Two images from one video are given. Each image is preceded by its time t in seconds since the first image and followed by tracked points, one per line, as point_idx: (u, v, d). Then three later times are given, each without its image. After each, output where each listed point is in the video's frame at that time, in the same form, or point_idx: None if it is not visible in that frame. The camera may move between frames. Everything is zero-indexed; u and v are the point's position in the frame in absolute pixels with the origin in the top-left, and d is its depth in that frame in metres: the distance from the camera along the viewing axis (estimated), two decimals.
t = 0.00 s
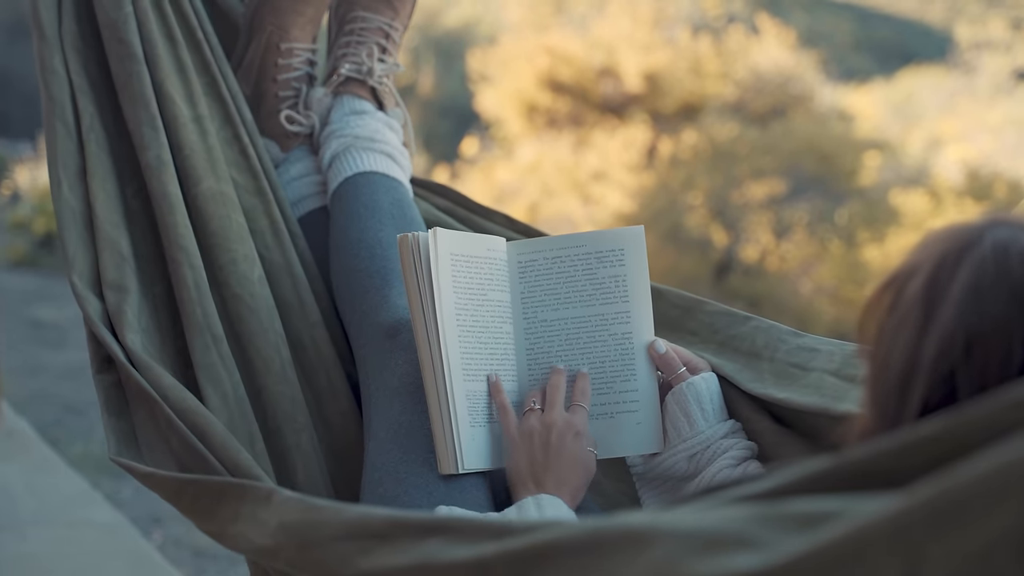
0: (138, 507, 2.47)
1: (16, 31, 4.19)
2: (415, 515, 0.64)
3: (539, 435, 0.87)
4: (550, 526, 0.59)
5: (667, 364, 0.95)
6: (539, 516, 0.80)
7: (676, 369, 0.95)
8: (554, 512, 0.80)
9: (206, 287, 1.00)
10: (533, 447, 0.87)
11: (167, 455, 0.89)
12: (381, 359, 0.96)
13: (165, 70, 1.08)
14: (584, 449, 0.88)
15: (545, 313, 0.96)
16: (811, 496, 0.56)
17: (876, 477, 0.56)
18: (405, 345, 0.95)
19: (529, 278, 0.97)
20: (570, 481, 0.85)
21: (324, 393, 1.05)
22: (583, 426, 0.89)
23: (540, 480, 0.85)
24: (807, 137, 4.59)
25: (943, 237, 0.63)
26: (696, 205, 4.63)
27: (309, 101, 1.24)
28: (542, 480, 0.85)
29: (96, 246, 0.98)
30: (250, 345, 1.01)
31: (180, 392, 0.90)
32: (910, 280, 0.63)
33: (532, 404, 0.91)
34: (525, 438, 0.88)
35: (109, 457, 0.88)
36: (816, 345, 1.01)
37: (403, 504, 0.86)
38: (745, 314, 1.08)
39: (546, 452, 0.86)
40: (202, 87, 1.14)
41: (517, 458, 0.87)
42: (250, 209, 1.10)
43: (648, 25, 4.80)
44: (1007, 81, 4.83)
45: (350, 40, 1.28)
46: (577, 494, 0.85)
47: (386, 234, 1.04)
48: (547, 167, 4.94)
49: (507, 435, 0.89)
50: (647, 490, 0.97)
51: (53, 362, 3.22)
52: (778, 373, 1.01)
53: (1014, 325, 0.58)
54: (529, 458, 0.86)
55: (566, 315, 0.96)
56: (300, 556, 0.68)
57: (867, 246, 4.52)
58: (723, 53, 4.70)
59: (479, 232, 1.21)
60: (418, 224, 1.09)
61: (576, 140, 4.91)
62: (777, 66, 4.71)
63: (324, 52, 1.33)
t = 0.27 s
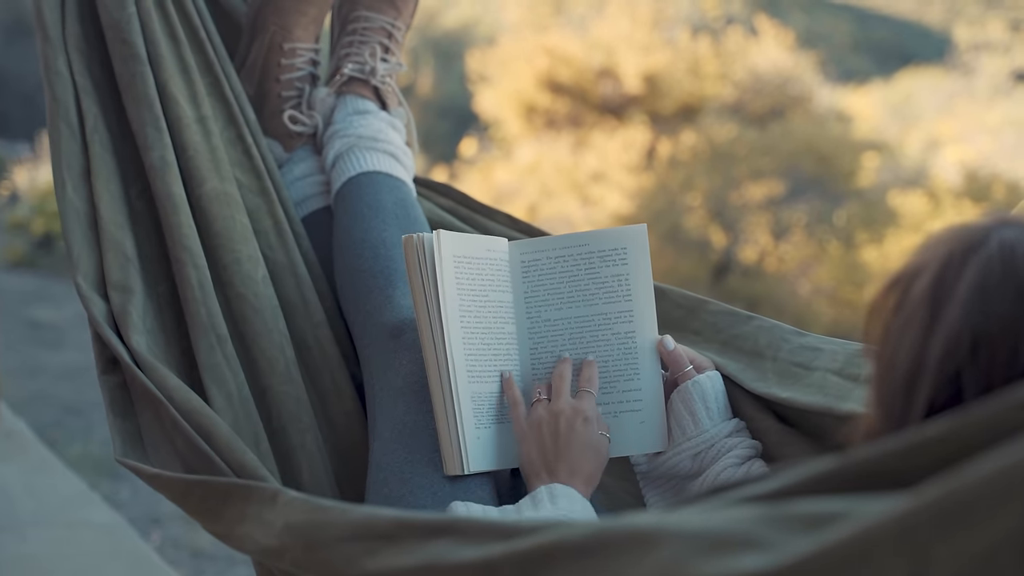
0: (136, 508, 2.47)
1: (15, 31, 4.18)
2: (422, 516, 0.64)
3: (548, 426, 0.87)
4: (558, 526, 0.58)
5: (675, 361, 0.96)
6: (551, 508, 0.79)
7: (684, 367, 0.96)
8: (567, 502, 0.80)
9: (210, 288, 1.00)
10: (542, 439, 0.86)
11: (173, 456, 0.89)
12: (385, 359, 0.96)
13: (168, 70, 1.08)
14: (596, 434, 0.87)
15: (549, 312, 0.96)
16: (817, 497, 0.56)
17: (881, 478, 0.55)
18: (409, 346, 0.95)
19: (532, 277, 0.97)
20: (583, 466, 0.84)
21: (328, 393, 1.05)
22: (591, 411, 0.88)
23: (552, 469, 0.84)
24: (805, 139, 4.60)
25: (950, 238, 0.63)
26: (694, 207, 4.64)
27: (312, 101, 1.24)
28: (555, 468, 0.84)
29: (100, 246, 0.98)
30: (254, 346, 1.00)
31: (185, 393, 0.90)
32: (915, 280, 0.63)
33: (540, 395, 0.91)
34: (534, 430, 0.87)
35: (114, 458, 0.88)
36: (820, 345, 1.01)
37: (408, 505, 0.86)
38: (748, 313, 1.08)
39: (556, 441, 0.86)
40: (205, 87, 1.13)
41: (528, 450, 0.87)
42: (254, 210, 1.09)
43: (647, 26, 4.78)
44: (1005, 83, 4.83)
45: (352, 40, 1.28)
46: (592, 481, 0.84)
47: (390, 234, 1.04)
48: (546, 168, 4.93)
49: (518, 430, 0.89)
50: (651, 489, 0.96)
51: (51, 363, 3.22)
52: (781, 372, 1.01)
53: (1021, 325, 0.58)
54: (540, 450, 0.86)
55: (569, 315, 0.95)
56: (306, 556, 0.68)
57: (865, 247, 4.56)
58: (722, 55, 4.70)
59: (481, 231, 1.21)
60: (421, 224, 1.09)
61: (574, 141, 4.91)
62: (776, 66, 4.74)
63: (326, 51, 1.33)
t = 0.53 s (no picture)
0: (136, 508, 2.47)
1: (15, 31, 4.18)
2: (424, 515, 0.64)
3: (552, 416, 0.87)
4: (561, 526, 0.58)
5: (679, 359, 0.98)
6: (560, 498, 0.79)
7: (685, 364, 0.97)
8: (576, 491, 0.80)
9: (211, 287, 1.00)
10: (548, 430, 0.87)
11: (175, 455, 0.89)
12: (387, 358, 0.96)
13: (169, 70, 1.08)
14: (602, 417, 0.87)
15: (551, 312, 0.96)
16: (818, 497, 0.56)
17: (883, 476, 0.56)
18: (411, 344, 0.95)
19: (534, 276, 0.97)
20: (591, 451, 0.84)
21: (330, 392, 1.05)
22: (594, 397, 0.88)
23: (560, 458, 0.84)
24: (804, 139, 4.61)
25: (953, 236, 0.63)
26: (693, 206, 4.65)
27: (313, 101, 1.23)
28: (564, 459, 0.84)
29: (101, 246, 0.98)
30: (256, 345, 1.00)
31: (187, 393, 0.90)
32: (918, 279, 0.63)
33: (541, 387, 0.91)
34: (539, 422, 0.87)
35: (117, 457, 0.87)
36: (821, 343, 1.01)
37: (410, 504, 0.86)
38: (750, 312, 1.08)
39: (562, 431, 0.86)
40: (206, 87, 1.14)
41: (535, 442, 0.87)
42: (255, 209, 1.09)
43: (647, 26, 4.80)
44: (1004, 82, 4.83)
45: (353, 40, 1.28)
46: (604, 466, 0.84)
47: (392, 233, 1.04)
48: (545, 168, 4.93)
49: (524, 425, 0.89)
50: (652, 488, 0.96)
51: (50, 363, 3.22)
52: (782, 371, 1.01)
53: None
54: (547, 442, 0.86)
55: (570, 314, 0.95)
56: (309, 555, 0.68)
57: (864, 247, 4.56)
58: (721, 55, 4.71)
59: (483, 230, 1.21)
60: (422, 223, 1.09)
61: (574, 141, 4.92)
62: (775, 66, 4.75)
63: (327, 50, 1.32)
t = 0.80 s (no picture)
0: (137, 508, 2.47)
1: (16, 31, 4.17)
2: (423, 515, 0.64)
3: (557, 409, 0.87)
4: (560, 527, 0.58)
5: (678, 360, 0.98)
6: (567, 489, 0.79)
7: (685, 365, 0.98)
8: (584, 480, 0.80)
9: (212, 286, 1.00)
10: (553, 423, 0.87)
11: (176, 455, 0.89)
12: (387, 358, 0.96)
13: (170, 69, 1.08)
14: (605, 405, 0.87)
15: (551, 312, 0.96)
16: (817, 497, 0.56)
17: (882, 477, 0.56)
18: (412, 344, 0.95)
19: (534, 276, 0.97)
20: (598, 440, 0.84)
21: (330, 391, 1.05)
22: (596, 386, 0.88)
23: (567, 450, 0.85)
24: (804, 139, 4.61)
25: (955, 236, 0.63)
26: (693, 206, 4.67)
27: (314, 100, 1.23)
28: (571, 450, 0.84)
29: (102, 245, 0.98)
30: (257, 345, 1.00)
31: (188, 392, 0.90)
32: (919, 279, 0.63)
33: (543, 383, 0.92)
34: (545, 416, 0.88)
35: (117, 457, 0.87)
36: (821, 344, 1.01)
37: (409, 504, 0.86)
38: (749, 312, 1.08)
39: (568, 422, 0.86)
40: (207, 86, 1.13)
41: (542, 437, 0.87)
42: (256, 208, 1.09)
43: (648, 26, 4.76)
44: (1004, 82, 4.83)
45: (354, 39, 1.28)
46: (613, 455, 0.84)
47: (393, 233, 1.04)
48: (545, 168, 4.93)
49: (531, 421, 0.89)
50: (652, 487, 0.96)
51: (50, 362, 3.22)
52: (782, 372, 1.01)
53: None
54: (553, 435, 0.86)
55: (570, 313, 0.95)
56: (309, 555, 0.68)
57: (864, 247, 4.57)
58: (721, 54, 4.71)
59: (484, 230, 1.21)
60: (423, 222, 1.09)
61: (574, 141, 4.92)
62: (775, 66, 4.75)
63: (327, 49, 1.32)
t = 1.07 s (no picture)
0: (138, 511, 2.47)
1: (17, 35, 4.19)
2: (421, 518, 0.64)
3: (561, 404, 0.87)
4: (556, 530, 0.58)
5: (675, 364, 0.97)
6: (575, 483, 0.79)
7: (683, 369, 0.97)
8: (593, 473, 0.80)
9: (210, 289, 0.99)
10: (559, 418, 0.87)
11: (173, 459, 0.89)
12: (385, 361, 0.95)
13: (169, 73, 1.08)
14: (609, 395, 0.87)
15: (549, 316, 0.95)
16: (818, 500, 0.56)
17: (881, 481, 0.55)
18: (410, 348, 0.95)
19: (532, 280, 0.97)
20: (606, 432, 0.84)
21: (328, 395, 1.03)
22: (597, 379, 0.88)
23: (577, 444, 0.84)
24: (804, 141, 4.63)
25: (952, 239, 0.63)
26: (694, 209, 4.63)
27: (312, 104, 1.23)
28: (579, 444, 0.84)
29: (101, 249, 0.98)
30: (255, 348, 1.00)
31: (186, 396, 0.90)
32: (918, 282, 0.63)
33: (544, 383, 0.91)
34: (549, 413, 0.87)
35: (115, 461, 0.87)
36: (820, 348, 1.02)
37: (407, 506, 0.85)
38: (748, 317, 1.09)
39: (574, 417, 0.86)
40: (206, 90, 1.14)
41: (550, 434, 0.87)
42: (254, 212, 1.10)
43: (648, 29, 4.82)
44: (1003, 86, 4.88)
45: (353, 43, 1.28)
46: (622, 446, 0.84)
47: (391, 236, 1.04)
48: (544, 172, 4.95)
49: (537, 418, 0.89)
50: (652, 491, 0.96)
51: (51, 365, 3.23)
52: (780, 375, 1.02)
53: None
54: (559, 431, 0.86)
55: (568, 316, 0.95)
56: (307, 557, 0.68)
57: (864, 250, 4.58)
58: (721, 58, 4.73)
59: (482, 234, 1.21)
60: (422, 226, 1.08)
61: (574, 143, 4.95)
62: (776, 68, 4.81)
63: (327, 53, 1.33)
